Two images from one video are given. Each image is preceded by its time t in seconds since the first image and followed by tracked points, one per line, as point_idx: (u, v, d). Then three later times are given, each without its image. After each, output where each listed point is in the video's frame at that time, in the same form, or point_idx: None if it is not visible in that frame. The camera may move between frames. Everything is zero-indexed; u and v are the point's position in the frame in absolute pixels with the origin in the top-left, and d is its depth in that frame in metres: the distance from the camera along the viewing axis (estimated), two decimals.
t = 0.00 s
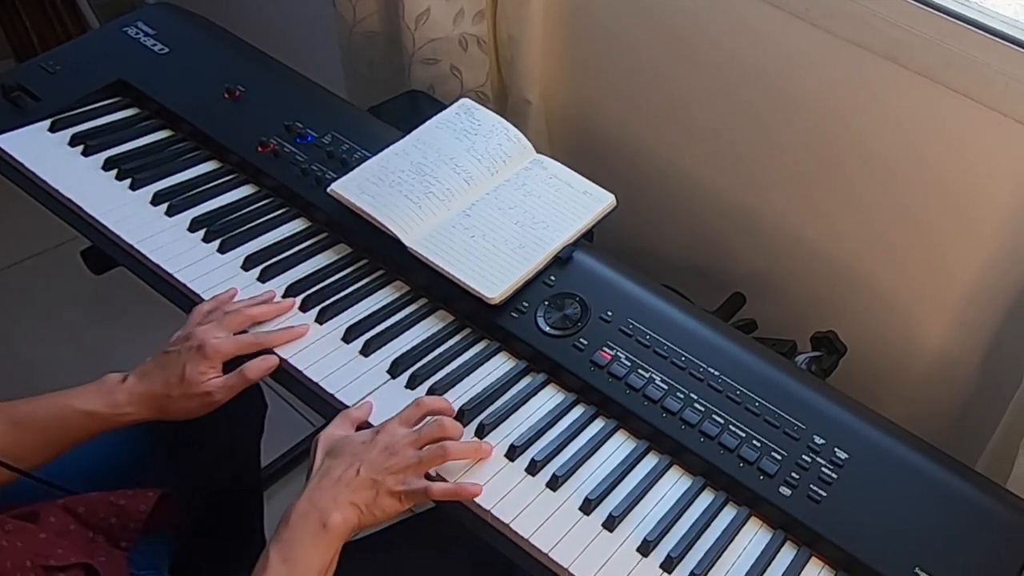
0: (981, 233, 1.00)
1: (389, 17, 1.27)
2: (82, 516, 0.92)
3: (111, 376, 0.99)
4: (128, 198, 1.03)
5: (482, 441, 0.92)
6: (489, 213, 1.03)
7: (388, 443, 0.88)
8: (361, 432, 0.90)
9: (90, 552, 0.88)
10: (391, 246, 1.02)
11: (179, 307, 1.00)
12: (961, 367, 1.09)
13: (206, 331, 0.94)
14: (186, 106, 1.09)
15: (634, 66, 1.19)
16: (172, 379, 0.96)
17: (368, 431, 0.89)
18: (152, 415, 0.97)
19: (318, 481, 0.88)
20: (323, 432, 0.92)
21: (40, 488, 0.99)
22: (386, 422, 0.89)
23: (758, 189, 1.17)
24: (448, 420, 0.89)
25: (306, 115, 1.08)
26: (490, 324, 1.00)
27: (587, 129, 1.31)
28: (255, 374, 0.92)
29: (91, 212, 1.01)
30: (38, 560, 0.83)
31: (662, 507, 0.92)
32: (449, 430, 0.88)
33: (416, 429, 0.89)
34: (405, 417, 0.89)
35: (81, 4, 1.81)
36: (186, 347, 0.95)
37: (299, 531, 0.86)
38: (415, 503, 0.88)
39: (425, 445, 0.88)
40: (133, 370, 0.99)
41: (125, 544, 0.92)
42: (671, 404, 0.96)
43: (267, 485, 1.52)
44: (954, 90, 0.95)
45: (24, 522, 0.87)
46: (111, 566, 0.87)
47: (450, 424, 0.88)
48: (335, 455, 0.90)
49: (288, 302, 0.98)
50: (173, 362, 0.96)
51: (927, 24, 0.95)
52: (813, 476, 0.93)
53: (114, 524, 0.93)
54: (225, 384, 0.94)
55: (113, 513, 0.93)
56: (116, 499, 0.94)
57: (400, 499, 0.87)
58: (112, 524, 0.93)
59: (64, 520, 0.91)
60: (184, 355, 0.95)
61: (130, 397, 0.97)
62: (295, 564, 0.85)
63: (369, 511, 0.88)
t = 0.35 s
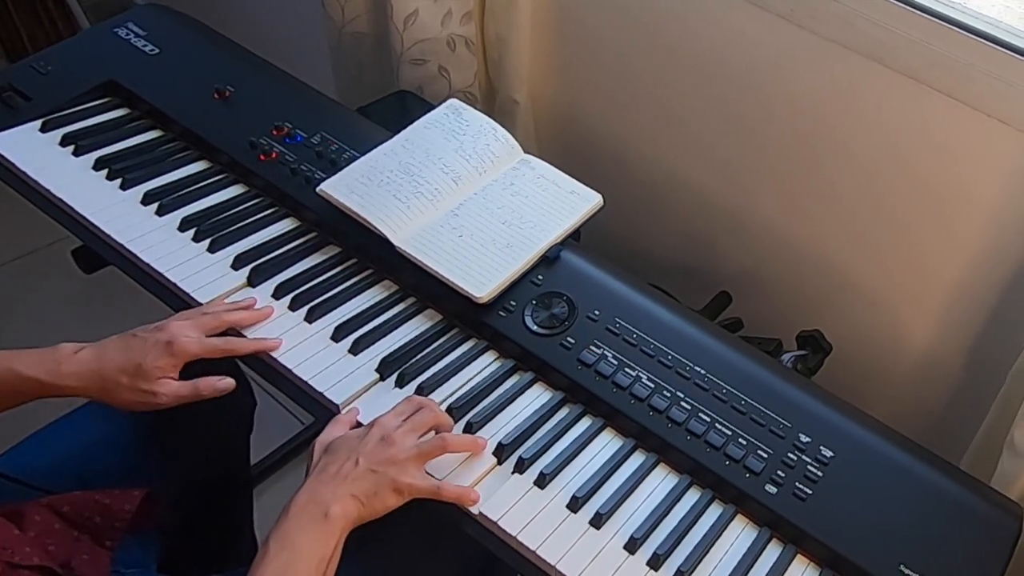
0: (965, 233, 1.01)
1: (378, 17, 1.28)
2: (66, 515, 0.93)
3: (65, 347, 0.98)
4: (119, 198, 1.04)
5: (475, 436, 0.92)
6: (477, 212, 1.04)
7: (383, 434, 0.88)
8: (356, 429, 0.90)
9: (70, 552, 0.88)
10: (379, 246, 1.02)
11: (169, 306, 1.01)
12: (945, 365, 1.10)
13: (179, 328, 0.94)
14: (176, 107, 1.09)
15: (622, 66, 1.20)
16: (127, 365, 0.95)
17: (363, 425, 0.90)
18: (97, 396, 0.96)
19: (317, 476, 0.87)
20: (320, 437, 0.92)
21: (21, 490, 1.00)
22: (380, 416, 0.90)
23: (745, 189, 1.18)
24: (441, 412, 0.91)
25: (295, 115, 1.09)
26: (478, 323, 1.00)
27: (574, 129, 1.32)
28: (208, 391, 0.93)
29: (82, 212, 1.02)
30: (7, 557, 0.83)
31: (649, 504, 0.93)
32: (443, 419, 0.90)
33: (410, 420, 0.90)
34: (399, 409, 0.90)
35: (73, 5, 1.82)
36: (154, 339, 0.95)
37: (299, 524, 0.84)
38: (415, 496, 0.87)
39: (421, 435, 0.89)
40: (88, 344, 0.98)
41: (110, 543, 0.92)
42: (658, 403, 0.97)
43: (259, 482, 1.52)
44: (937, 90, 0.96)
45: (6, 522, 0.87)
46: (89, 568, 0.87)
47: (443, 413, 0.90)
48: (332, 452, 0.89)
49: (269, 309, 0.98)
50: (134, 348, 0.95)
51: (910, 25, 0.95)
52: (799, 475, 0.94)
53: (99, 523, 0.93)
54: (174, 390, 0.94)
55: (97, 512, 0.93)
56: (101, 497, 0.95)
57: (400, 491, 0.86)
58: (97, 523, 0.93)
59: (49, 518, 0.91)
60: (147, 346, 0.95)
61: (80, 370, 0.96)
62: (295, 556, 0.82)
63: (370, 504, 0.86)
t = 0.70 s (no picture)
0: (950, 232, 1.02)
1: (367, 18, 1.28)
2: (54, 512, 0.93)
3: (67, 306, 0.99)
4: (109, 198, 1.05)
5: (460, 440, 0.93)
6: (465, 212, 1.05)
7: (368, 435, 0.88)
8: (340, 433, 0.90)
9: (53, 550, 0.88)
10: (368, 245, 1.03)
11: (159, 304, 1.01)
12: (930, 363, 1.11)
13: (183, 320, 0.95)
14: (166, 107, 1.10)
15: (609, 68, 1.21)
16: (122, 345, 0.96)
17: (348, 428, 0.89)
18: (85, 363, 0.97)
19: (302, 477, 0.86)
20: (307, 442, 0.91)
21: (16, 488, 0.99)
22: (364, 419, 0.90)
23: (732, 189, 1.19)
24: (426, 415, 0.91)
25: (284, 115, 1.10)
26: (466, 321, 1.01)
27: (562, 129, 1.32)
28: (190, 392, 0.98)
29: (73, 211, 1.03)
30: None
31: (636, 502, 0.94)
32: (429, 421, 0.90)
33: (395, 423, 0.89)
34: (384, 412, 0.90)
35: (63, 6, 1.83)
36: (157, 325, 0.95)
37: (284, 523, 0.82)
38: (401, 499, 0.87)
39: (406, 437, 0.88)
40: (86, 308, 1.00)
41: (97, 540, 0.92)
42: (644, 401, 0.97)
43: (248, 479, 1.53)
44: (922, 90, 0.97)
45: None
46: (72, 566, 0.87)
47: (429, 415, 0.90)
48: (317, 456, 0.88)
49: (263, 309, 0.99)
50: (136, 326, 0.96)
51: (895, 26, 0.96)
52: (784, 472, 0.94)
53: (85, 520, 0.93)
54: (158, 383, 0.97)
55: (84, 510, 0.94)
56: (88, 495, 0.94)
57: (386, 492, 0.86)
58: (84, 520, 0.93)
59: (36, 517, 0.92)
60: (146, 329, 0.96)
61: (81, 335, 0.97)
62: (279, 553, 0.80)
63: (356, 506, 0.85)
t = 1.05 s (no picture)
0: (935, 231, 1.04)
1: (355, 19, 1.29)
2: (44, 509, 0.93)
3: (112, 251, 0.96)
4: (100, 197, 1.05)
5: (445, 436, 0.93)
6: (453, 212, 1.06)
7: (353, 437, 0.88)
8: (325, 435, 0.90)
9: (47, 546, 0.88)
10: (357, 245, 1.04)
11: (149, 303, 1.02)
12: (915, 361, 1.12)
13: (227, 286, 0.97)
14: (156, 107, 1.11)
15: (597, 68, 1.22)
16: (166, 293, 0.94)
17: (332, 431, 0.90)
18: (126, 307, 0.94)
19: (288, 480, 0.86)
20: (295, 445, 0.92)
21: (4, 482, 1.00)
22: (349, 422, 0.90)
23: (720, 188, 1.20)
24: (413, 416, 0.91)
25: (274, 116, 1.11)
26: (454, 320, 1.02)
27: (550, 129, 1.33)
28: (225, 352, 0.95)
29: (64, 211, 1.03)
30: None
31: (623, 499, 0.94)
32: (414, 421, 0.90)
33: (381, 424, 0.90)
34: (370, 414, 0.91)
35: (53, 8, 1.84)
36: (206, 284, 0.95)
37: (268, 526, 0.83)
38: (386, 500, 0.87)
39: (391, 439, 0.89)
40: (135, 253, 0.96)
41: (89, 536, 0.92)
42: (631, 399, 0.98)
43: (238, 477, 1.54)
44: (907, 90, 0.98)
45: None
46: (67, 562, 0.87)
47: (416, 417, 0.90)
48: (302, 458, 0.88)
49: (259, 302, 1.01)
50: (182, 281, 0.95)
51: (879, 27, 0.97)
52: (770, 470, 0.95)
53: (77, 517, 0.93)
54: (195, 337, 0.95)
55: (76, 506, 0.94)
56: (78, 492, 0.95)
57: (371, 493, 0.86)
58: (75, 516, 0.93)
59: (28, 513, 0.91)
60: (192, 284, 0.95)
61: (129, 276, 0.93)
62: (264, 555, 0.80)
63: (341, 508, 0.85)
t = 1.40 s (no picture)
0: (920, 230, 1.05)
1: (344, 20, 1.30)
2: (39, 505, 0.93)
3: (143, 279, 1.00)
4: (91, 197, 1.06)
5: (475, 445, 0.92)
6: (441, 211, 1.07)
7: (421, 456, 0.86)
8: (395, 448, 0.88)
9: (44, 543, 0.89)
10: (346, 244, 1.04)
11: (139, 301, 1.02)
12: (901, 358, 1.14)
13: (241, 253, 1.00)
14: (146, 107, 1.12)
15: (585, 69, 1.22)
16: (203, 290, 0.97)
17: (401, 446, 0.87)
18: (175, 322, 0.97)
19: (354, 500, 0.86)
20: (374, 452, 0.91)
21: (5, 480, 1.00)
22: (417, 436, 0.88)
23: (708, 188, 1.21)
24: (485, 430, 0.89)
25: (264, 116, 1.11)
26: (442, 319, 1.03)
27: (539, 129, 1.34)
28: (285, 309, 0.97)
29: (55, 211, 1.04)
30: None
31: (610, 497, 0.95)
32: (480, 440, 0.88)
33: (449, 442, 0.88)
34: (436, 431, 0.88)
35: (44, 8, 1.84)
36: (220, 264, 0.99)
37: (329, 550, 0.83)
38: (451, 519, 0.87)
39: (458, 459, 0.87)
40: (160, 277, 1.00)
41: (83, 533, 0.93)
42: (618, 397, 0.99)
43: (228, 475, 1.55)
44: (892, 91, 0.99)
45: None
46: (64, 560, 0.88)
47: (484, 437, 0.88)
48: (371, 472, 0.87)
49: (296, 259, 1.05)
50: (205, 275, 0.98)
51: (864, 27, 0.98)
52: (756, 467, 0.96)
53: (72, 514, 0.94)
54: (253, 311, 0.97)
55: (71, 503, 0.94)
56: (73, 488, 0.95)
57: (437, 515, 0.86)
58: (70, 513, 0.94)
59: (24, 509, 0.92)
60: (215, 271, 0.98)
61: (157, 297, 0.97)
62: None
63: (406, 530, 0.86)
